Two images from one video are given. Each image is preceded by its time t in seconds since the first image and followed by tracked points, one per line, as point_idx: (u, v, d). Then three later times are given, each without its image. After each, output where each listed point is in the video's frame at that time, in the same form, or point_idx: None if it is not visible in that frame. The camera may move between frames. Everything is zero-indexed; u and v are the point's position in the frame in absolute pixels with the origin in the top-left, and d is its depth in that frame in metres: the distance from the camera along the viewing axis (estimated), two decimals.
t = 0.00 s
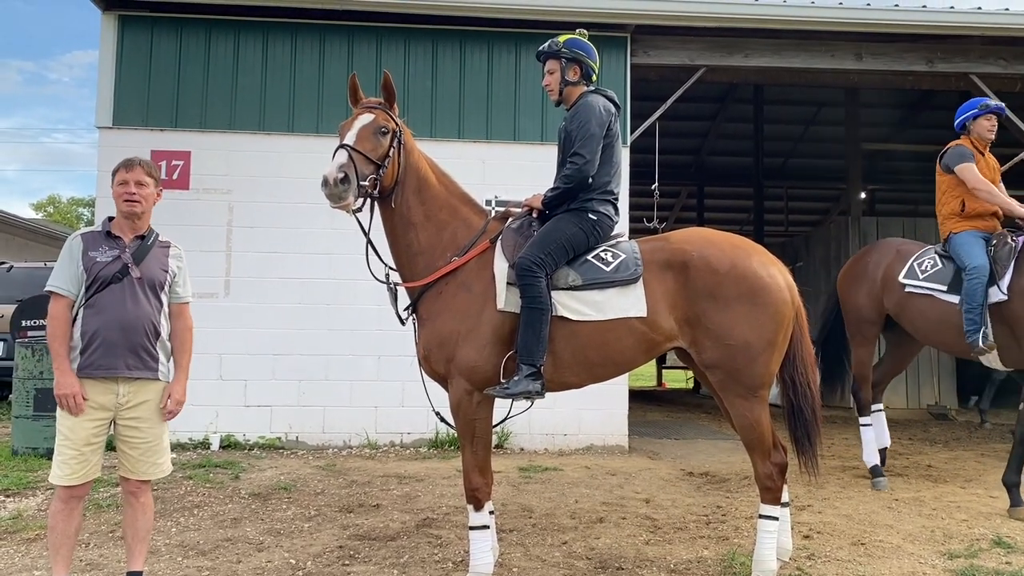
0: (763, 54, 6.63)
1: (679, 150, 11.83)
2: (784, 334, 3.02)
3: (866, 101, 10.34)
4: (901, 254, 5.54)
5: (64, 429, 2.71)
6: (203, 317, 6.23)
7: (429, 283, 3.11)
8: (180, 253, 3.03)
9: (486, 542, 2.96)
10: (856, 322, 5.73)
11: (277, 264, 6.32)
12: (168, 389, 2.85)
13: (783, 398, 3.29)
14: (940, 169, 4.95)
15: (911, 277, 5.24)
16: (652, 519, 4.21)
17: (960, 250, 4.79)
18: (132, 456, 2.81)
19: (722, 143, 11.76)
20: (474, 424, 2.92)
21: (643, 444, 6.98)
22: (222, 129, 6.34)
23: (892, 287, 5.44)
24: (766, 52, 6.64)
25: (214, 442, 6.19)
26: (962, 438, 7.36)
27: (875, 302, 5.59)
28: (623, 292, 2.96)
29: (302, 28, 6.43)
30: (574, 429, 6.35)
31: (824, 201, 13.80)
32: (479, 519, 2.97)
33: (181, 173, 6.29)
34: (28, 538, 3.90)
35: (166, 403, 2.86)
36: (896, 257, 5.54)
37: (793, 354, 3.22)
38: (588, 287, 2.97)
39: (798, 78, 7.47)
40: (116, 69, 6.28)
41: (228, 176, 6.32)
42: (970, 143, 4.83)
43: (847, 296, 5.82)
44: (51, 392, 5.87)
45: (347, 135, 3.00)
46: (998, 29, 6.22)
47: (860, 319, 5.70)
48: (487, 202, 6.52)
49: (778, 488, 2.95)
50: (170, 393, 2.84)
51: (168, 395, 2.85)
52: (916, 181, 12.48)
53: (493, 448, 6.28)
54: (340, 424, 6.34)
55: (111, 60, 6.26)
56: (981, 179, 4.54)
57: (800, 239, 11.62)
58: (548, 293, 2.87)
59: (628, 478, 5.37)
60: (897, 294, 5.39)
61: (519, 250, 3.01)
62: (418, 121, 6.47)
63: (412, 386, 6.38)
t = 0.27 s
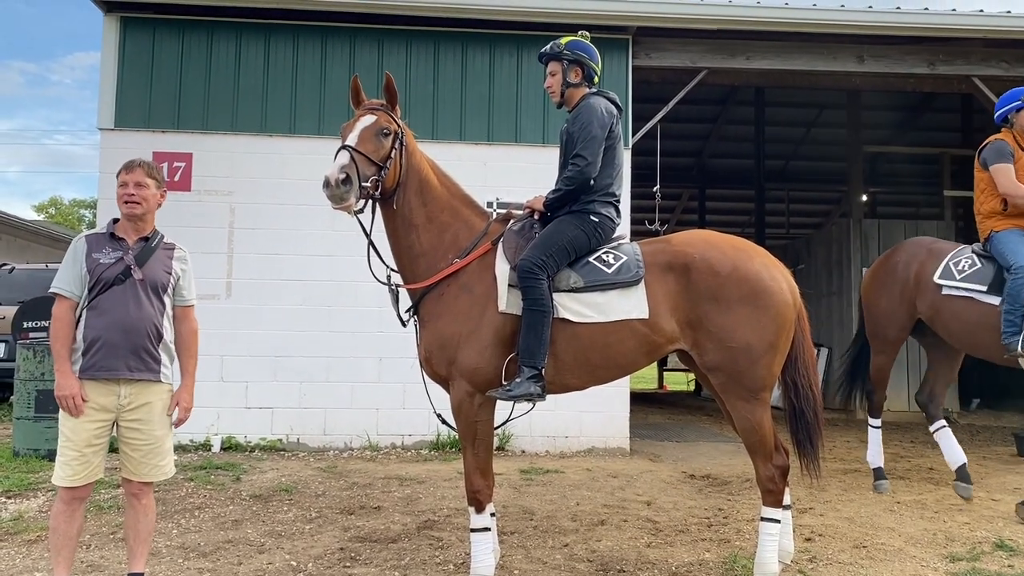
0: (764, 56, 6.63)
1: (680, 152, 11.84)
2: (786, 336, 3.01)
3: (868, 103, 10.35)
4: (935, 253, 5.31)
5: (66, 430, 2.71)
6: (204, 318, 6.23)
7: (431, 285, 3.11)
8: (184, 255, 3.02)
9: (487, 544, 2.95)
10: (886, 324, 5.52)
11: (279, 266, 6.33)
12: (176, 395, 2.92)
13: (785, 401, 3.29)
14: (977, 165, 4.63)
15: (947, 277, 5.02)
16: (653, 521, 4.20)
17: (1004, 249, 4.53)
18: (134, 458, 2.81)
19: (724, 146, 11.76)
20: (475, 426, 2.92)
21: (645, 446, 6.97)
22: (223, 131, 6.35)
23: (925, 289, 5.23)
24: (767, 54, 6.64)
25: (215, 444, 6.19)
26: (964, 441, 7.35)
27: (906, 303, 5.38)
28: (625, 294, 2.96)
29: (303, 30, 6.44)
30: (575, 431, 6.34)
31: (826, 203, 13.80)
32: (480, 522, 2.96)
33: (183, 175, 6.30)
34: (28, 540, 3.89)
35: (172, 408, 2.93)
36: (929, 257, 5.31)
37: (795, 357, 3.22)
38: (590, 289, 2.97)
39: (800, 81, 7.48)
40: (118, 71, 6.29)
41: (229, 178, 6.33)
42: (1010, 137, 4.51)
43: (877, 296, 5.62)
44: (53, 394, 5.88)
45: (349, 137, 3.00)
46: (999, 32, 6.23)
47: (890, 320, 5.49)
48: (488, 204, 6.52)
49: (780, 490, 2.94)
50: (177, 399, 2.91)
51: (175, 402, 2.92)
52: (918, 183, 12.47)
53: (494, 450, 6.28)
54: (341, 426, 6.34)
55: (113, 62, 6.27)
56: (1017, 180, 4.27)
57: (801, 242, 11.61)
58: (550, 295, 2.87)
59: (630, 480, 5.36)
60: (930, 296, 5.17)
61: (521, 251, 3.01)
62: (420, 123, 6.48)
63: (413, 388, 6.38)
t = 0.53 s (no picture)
0: (766, 59, 6.65)
1: (681, 154, 11.85)
2: (787, 339, 3.02)
3: (869, 106, 10.35)
4: (976, 259, 5.02)
5: (69, 432, 2.72)
6: (206, 320, 6.24)
7: (432, 287, 3.11)
8: (189, 258, 3.03)
9: (488, 546, 2.96)
10: (922, 335, 5.10)
11: (281, 268, 6.34)
12: (183, 397, 2.91)
13: (786, 403, 3.28)
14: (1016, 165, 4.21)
15: (993, 279, 4.79)
16: (654, 524, 4.20)
17: None
18: (137, 460, 2.81)
19: (725, 148, 11.77)
20: (477, 428, 2.92)
21: (645, 449, 6.97)
22: (225, 133, 6.37)
23: (968, 298, 4.92)
24: (768, 57, 6.65)
25: (216, 446, 6.19)
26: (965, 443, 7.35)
27: (948, 312, 5.03)
28: (626, 296, 2.96)
29: (306, 32, 6.46)
30: (576, 433, 6.35)
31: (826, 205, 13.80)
32: (481, 524, 2.97)
33: (185, 177, 6.31)
34: (30, 542, 3.90)
35: (180, 410, 2.94)
36: (970, 264, 5.02)
37: (796, 360, 3.22)
38: (591, 291, 2.97)
39: (801, 83, 7.49)
40: (120, 74, 6.32)
41: (231, 180, 6.34)
42: None
43: (910, 307, 5.21)
44: (55, 395, 5.89)
45: (350, 139, 3.01)
46: (1000, 34, 6.24)
47: (930, 330, 5.06)
48: (490, 207, 6.53)
49: (780, 493, 2.95)
50: (185, 401, 2.91)
51: (184, 406, 2.92)
52: (918, 186, 12.48)
53: (496, 452, 6.29)
54: (342, 428, 6.34)
55: (115, 64, 6.29)
56: None
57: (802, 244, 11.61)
58: (551, 298, 2.88)
59: (631, 482, 5.36)
60: (976, 303, 4.87)
61: (522, 253, 3.02)
62: (422, 126, 6.50)
63: (414, 390, 6.38)
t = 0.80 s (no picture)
0: (767, 60, 6.65)
1: (682, 156, 11.85)
2: (789, 341, 3.01)
3: (870, 108, 10.35)
4: None
5: (71, 434, 2.72)
6: (207, 321, 6.24)
7: (433, 288, 3.11)
8: (191, 259, 3.02)
9: (489, 548, 2.95)
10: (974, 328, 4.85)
11: (281, 269, 6.34)
12: (179, 397, 2.86)
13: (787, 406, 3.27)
14: None
15: None
16: (655, 526, 4.19)
17: None
18: (138, 461, 2.81)
19: (726, 150, 11.77)
20: (477, 430, 2.91)
21: (646, 451, 6.97)
22: (226, 135, 6.37)
23: None
24: (770, 58, 6.65)
25: (216, 447, 6.19)
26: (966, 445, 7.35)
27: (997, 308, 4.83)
28: (627, 298, 2.96)
29: (307, 34, 6.46)
30: (577, 435, 6.34)
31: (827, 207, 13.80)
32: (482, 526, 2.96)
33: (185, 178, 6.31)
34: (30, 543, 3.89)
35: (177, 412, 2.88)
36: None
37: (797, 361, 3.21)
38: (592, 292, 2.97)
39: (802, 85, 7.49)
40: (121, 76, 6.32)
41: (232, 181, 6.34)
42: None
43: (955, 298, 4.97)
44: (55, 397, 5.89)
45: (351, 139, 3.00)
46: (1001, 36, 6.24)
47: (979, 324, 4.84)
48: (491, 208, 6.53)
49: (782, 495, 2.93)
50: (180, 401, 2.85)
51: (178, 405, 2.85)
52: (919, 188, 12.48)
53: (496, 454, 6.28)
54: (342, 429, 6.34)
55: (116, 65, 6.30)
56: None
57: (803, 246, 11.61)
58: (552, 299, 2.87)
59: (632, 484, 5.36)
60: None
61: (523, 255, 3.01)
62: (422, 127, 6.50)
63: (415, 392, 6.38)
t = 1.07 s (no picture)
0: (768, 62, 6.65)
1: (682, 158, 11.86)
2: (789, 342, 3.01)
3: (871, 110, 10.35)
4: None
5: (72, 435, 2.72)
6: (208, 323, 6.25)
7: (435, 290, 3.11)
8: (192, 260, 3.02)
9: (489, 550, 2.94)
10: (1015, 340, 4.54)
11: (282, 270, 6.34)
12: (181, 399, 2.88)
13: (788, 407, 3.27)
14: None
15: None
16: (656, 527, 4.19)
17: None
18: (140, 462, 2.81)
19: (727, 152, 11.77)
20: (478, 431, 2.91)
21: (647, 452, 6.96)
22: (227, 136, 6.38)
23: None
24: (770, 60, 6.65)
25: (217, 448, 6.19)
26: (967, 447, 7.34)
27: None
28: (628, 299, 2.96)
29: (307, 35, 6.47)
30: (577, 436, 6.33)
31: (828, 209, 13.80)
32: (482, 527, 2.96)
33: (186, 180, 6.32)
34: (30, 544, 3.90)
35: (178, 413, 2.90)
36: None
37: (799, 362, 3.20)
38: (593, 294, 2.96)
39: (803, 86, 7.49)
40: (122, 77, 6.33)
41: (233, 183, 6.35)
42: None
43: (994, 307, 4.71)
44: (56, 398, 5.90)
45: (349, 142, 3.01)
46: (1002, 38, 6.24)
47: None
48: (492, 209, 6.53)
49: (782, 497, 2.93)
50: (182, 402, 2.87)
51: (180, 407, 2.88)
52: (920, 189, 12.48)
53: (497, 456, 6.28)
54: (343, 430, 6.34)
55: (117, 67, 6.31)
56: None
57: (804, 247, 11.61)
58: (554, 301, 2.87)
59: (632, 486, 5.36)
60: None
61: (524, 257, 3.01)
62: (423, 129, 6.51)
63: (416, 393, 6.38)
